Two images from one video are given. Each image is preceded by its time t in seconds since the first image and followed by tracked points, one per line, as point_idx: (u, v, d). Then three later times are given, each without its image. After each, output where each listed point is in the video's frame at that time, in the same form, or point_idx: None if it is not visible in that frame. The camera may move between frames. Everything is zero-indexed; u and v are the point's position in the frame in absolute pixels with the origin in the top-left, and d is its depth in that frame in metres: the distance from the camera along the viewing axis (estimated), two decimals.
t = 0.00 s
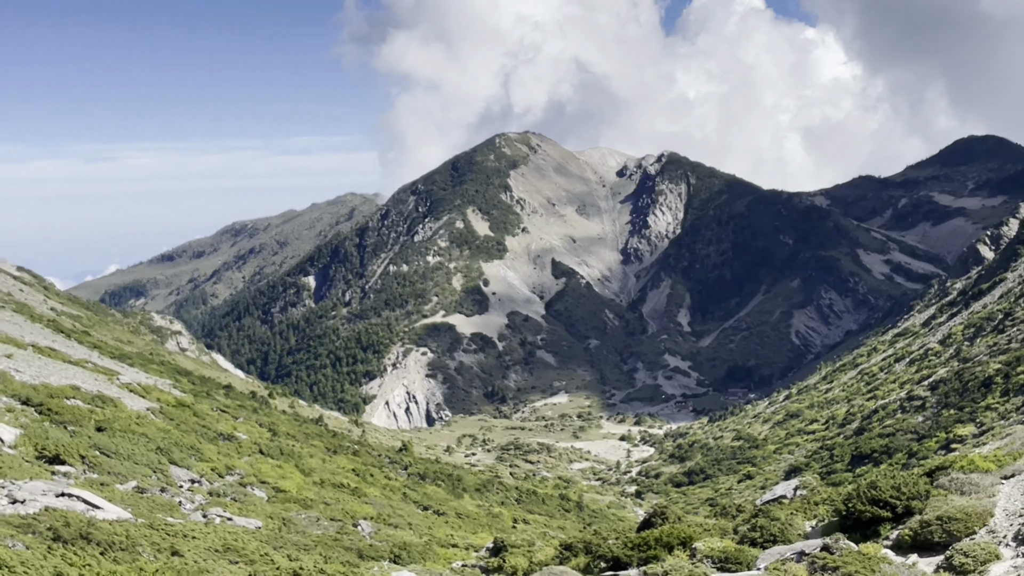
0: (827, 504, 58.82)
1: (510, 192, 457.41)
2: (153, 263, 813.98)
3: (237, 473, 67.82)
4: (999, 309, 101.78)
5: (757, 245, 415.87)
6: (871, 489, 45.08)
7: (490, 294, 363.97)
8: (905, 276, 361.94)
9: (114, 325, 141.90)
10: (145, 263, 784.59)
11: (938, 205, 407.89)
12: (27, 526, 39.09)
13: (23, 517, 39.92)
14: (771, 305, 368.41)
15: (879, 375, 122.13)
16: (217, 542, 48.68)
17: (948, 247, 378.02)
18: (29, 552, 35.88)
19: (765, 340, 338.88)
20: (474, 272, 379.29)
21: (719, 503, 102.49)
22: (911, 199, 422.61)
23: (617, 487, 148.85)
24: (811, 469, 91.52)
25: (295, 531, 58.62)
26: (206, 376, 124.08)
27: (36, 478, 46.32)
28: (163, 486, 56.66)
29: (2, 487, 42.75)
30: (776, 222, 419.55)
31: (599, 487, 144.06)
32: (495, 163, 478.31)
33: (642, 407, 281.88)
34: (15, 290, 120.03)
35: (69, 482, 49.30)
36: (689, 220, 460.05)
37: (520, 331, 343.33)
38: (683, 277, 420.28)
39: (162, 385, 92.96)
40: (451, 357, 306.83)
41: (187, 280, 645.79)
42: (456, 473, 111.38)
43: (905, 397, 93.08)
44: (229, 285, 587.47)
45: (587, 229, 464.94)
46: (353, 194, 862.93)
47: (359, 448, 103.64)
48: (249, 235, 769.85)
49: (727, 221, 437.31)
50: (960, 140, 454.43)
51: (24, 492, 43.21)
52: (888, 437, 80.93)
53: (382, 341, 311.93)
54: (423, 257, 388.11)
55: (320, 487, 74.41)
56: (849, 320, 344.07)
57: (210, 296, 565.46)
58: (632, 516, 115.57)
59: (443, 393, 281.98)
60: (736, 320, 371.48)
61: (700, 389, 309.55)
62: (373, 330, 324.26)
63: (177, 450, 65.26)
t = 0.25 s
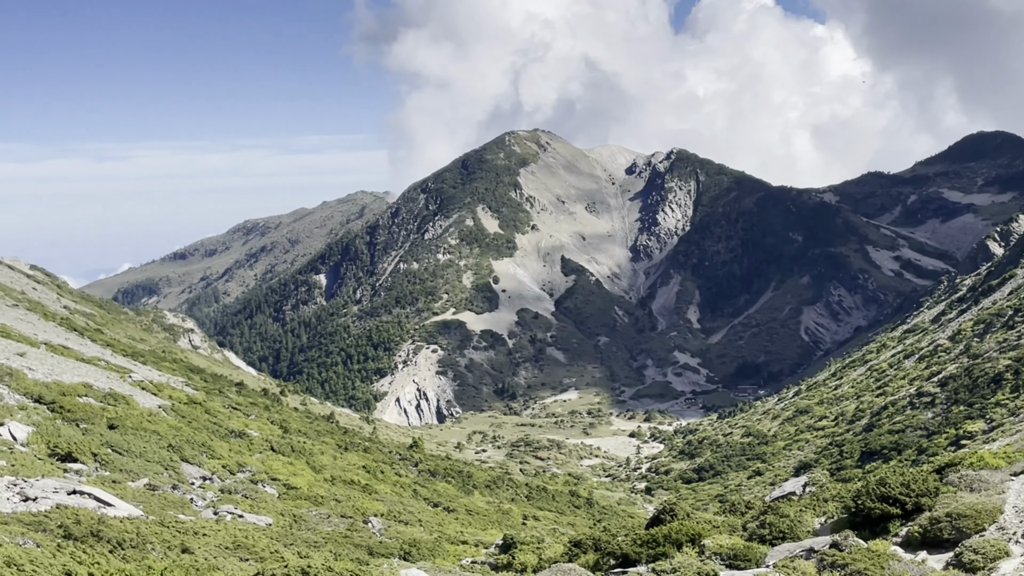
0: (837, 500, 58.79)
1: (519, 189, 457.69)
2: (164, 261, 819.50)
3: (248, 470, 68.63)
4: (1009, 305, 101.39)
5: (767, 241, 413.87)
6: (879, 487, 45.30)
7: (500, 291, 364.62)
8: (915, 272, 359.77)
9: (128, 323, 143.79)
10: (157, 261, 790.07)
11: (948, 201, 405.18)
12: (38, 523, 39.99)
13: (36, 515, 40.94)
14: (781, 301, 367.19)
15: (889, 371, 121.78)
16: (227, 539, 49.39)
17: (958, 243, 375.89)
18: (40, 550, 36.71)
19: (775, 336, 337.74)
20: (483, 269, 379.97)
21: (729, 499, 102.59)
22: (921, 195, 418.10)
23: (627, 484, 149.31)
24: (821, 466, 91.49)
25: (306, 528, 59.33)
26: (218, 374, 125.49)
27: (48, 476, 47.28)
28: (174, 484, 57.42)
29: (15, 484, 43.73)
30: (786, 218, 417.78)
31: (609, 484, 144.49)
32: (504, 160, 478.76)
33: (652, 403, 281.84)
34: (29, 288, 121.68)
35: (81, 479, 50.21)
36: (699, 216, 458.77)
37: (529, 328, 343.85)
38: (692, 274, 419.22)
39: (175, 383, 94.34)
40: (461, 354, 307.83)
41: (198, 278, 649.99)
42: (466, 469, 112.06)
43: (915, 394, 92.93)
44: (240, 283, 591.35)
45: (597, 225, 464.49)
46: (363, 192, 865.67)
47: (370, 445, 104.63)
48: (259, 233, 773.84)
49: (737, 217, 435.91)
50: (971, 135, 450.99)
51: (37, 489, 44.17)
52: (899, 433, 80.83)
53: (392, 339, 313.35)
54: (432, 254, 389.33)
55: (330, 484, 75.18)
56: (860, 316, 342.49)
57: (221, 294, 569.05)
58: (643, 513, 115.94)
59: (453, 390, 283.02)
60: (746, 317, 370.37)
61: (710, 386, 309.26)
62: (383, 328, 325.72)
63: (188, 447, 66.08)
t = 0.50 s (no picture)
0: (844, 501, 58.62)
1: (525, 189, 457.73)
2: (172, 262, 823.00)
3: (254, 471, 68.97)
4: (1017, 304, 100.90)
5: (774, 241, 412.53)
6: (887, 487, 45.19)
7: (507, 292, 364.68)
8: (923, 272, 358.19)
9: (135, 324, 144.53)
10: (164, 262, 793.25)
11: (956, 200, 402.98)
12: (44, 523, 40.27)
13: (42, 515, 41.33)
14: (788, 301, 366.08)
15: (897, 371, 121.16)
16: (233, 539, 49.67)
17: (967, 242, 374.18)
18: (45, 551, 37.08)
19: (782, 336, 336.71)
20: (490, 270, 380.19)
21: (736, 500, 102.30)
22: (929, 195, 416.51)
23: (633, 484, 149.12)
24: (828, 466, 91.21)
25: (312, 528, 59.62)
26: (225, 374, 126.11)
27: (55, 476, 47.69)
28: (181, 484, 57.81)
29: (21, 484, 44.06)
30: (793, 218, 416.32)
31: (616, 484, 144.30)
32: (510, 161, 478.96)
33: (659, 404, 281.40)
34: (37, 289, 122.45)
35: (87, 480, 50.60)
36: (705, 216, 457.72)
37: (536, 328, 343.77)
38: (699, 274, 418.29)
39: (183, 384, 94.87)
40: (467, 354, 307.97)
41: (206, 279, 652.72)
42: (473, 470, 112.15)
43: (923, 394, 92.53)
44: (247, 284, 593.62)
45: (603, 225, 464.12)
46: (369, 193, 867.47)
47: (376, 446, 104.90)
48: (266, 234, 776.21)
49: (743, 217, 434.74)
50: (980, 134, 448.37)
51: (43, 490, 44.52)
52: (906, 434, 80.53)
53: (399, 339, 313.81)
54: (439, 255, 389.73)
55: (337, 484, 75.50)
56: (868, 316, 341.23)
57: (228, 294, 571.14)
58: (650, 513, 115.76)
59: (459, 390, 283.15)
60: (753, 317, 369.25)
61: (717, 386, 308.52)
62: (390, 328, 326.34)
63: (194, 448, 66.40)
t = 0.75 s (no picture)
0: (849, 505, 58.74)
1: (529, 194, 458.63)
2: (177, 267, 826.71)
3: (260, 475, 69.48)
4: (1021, 308, 100.96)
5: (778, 246, 412.19)
6: (892, 491, 45.40)
7: (511, 297, 365.23)
8: (928, 276, 357.61)
9: (142, 329, 145.57)
10: (170, 267, 796.75)
11: (960, 205, 402.30)
12: (50, 528, 40.73)
13: (48, 519, 41.82)
14: (793, 306, 365.79)
15: (901, 376, 121.04)
16: (238, 544, 50.11)
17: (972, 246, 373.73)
18: (49, 555, 37.56)
19: (787, 341, 336.20)
20: (494, 274, 380.85)
21: (740, 504, 102.39)
22: (934, 199, 416.62)
23: (638, 488, 149.17)
24: (832, 470, 91.33)
25: (317, 532, 60.03)
26: (231, 379, 126.87)
27: (61, 481, 48.22)
28: (187, 488, 58.32)
29: (27, 488, 44.61)
30: (797, 222, 416.10)
31: (620, 489, 144.52)
32: (515, 166, 479.97)
33: (663, 409, 281.27)
34: (44, 295, 123.53)
35: (93, 484, 51.16)
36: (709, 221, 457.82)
37: (540, 333, 344.03)
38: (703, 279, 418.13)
39: (189, 388, 95.61)
40: (472, 359, 308.23)
41: (211, 284, 655.53)
42: (478, 474, 112.58)
43: (927, 398, 92.55)
44: (252, 289, 595.96)
45: (607, 230, 464.58)
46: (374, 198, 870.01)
47: (382, 450, 105.39)
48: (271, 239, 779.01)
49: (747, 221, 434.49)
50: (985, 138, 447.68)
51: (49, 494, 45.04)
52: (911, 438, 80.61)
53: (404, 344, 314.55)
54: (443, 260, 390.68)
55: (342, 488, 75.85)
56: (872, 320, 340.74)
57: (233, 300, 573.46)
58: (655, 517, 115.94)
59: (464, 395, 283.43)
60: (758, 321, 368.83)
61: (722, 390, 308.33)
62: (394, 333, 327.08)
63: (200, 452, 67.00)
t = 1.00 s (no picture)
0: (852, 512, 58.28)
1: (530, 201, 459.25)
2: (178, 276, 827.59)
3: (260, 484, 69.23)
4: None
5: (779, 253, 411.87)
6: (896, 498, 45.10)
7: (512, 304, 365.00)
8: (930, 283, 357.29)
9: (142, 337, 145.44)
10: (170, 275, 797.75)
11: (960, 213, 402.03)
12: (48, 536, 40.53)
13: (45, 527, 41.62)
14: (794, 313, 365.33)
15: (903, 383, 120.58)
16: (238, 552, 49.78)
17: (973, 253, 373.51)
18: (46, 563, 37.33)
19: (788, 348, 335.58)
20: (495, 282, 380.83)
21: (743, 512, 101.87)
22: (935, 206, 417.09)
23: (639, 496, 148.51)
24: (835, 478, 90.89)
25: (317, 541, 59.70)
26: (231, 387, 126.67)
27: (59, 489, 48.02)
28: (187, 497, 58.08)
29: (26, 497, 44.42)
30: (799, 229, 416.04)
31: (621, 497, 143.93)
32: (516, 174, 480.73)
33: (665, 417, 280.56)
34: (44, 303, 123.55)
35: (92, 492, 50.98)
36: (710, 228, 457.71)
37: (541, 341, 343.57)
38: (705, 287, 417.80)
39: (189, 397, 95.44)
40: (473, 367, 307.68)
41: (213, 292, 656.01)
42: (478, 482, 112.15)
43: (930, 406, 92.17)
44: (253, 297, 596.22)
45: (608, 237, 464.82)
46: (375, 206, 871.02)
47: (383, 459, 105.02)
48: (271, 247, 779.74)
49: (748, 229, 434.57)
50: (986, 145, 447.76)
51: (48, 502, 44.84)
52: (914, 446, 80.24)
53: (405, 352, 314.24)
54: (444, 268, 390.77)
55: (342, 497, 75.53)
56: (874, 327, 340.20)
57: (235, 307, 573.77)
58: (656, 526, 115.30)
59: (465, 403, 282.90)
60: (759, 328, 368.19)
61: (723, 398, 307.52)
62: (395, 341, 326.78)
63: (200, 461, 66.78)
